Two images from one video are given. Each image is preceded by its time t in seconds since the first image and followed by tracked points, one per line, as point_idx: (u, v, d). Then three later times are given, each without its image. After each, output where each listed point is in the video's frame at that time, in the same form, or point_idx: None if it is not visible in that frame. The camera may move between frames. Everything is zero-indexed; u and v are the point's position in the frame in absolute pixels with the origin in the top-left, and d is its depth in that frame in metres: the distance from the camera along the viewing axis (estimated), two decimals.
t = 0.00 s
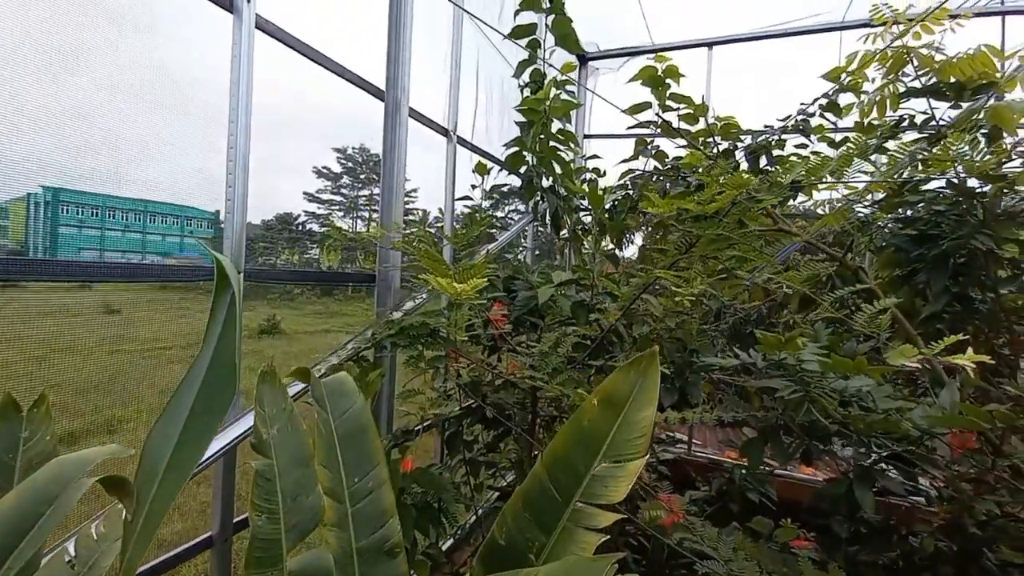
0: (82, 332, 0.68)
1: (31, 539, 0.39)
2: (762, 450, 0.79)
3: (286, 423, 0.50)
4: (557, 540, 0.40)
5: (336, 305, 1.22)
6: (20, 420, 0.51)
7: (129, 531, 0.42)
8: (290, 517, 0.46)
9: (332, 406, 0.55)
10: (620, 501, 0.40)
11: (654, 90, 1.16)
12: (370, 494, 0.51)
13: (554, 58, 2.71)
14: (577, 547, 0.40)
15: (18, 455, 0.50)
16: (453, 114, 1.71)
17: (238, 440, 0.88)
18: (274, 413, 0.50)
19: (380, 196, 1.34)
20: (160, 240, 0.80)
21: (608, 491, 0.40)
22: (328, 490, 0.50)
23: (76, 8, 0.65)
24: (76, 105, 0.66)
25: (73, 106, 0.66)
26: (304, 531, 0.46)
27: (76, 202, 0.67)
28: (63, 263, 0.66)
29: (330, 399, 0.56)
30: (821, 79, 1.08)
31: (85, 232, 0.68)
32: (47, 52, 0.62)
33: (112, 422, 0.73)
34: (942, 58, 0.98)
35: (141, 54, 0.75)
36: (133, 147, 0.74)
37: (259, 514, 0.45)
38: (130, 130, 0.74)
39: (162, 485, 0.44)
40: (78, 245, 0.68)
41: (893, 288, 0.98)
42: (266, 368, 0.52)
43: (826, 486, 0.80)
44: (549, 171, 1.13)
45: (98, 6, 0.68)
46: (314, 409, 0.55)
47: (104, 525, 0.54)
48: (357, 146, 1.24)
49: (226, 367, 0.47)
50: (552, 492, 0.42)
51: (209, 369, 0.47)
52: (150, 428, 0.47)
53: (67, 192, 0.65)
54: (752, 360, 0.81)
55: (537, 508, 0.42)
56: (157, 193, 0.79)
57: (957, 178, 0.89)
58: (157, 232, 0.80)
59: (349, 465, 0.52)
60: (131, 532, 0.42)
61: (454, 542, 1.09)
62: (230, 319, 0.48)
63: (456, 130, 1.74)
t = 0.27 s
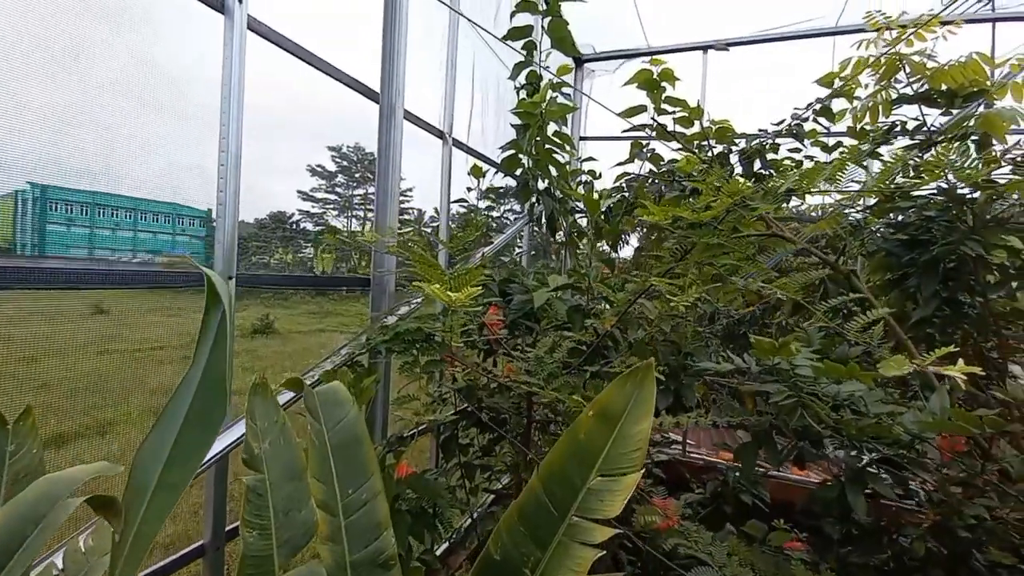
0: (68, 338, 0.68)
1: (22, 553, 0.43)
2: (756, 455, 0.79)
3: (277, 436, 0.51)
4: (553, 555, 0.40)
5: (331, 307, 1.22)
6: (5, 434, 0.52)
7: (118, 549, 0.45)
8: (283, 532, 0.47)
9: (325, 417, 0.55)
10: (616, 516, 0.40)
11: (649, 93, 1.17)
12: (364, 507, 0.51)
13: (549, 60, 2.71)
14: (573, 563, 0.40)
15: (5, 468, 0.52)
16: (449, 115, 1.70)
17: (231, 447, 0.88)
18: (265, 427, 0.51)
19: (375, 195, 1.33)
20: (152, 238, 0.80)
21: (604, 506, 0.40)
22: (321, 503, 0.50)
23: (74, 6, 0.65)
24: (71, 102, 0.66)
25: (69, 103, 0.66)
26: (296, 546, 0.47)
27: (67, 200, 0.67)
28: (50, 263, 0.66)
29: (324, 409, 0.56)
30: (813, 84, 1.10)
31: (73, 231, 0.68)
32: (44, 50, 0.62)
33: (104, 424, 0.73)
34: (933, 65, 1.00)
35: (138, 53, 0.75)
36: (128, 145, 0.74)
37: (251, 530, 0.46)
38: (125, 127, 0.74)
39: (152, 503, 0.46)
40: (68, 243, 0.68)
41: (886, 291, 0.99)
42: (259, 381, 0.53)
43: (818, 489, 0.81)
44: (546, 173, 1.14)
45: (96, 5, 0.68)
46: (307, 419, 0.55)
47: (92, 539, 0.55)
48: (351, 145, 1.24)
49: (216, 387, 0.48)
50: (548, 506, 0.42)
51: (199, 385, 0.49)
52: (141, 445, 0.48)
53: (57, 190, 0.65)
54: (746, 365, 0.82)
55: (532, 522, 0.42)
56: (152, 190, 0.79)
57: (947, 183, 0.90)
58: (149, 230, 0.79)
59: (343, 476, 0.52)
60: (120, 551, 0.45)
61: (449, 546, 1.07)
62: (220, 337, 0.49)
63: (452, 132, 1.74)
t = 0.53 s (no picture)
0: (63, 340, 0.68)
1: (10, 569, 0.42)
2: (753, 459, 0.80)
3: (272, 446, 0.50)
4: (550, 566, 0.41)
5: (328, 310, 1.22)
6: None
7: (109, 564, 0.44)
8: (276, 544, 0.47)
9: (321, 424, 0.55)
10: (613, 527, 0.40)
11: (647, 95, 1.17)
12: (360, 514, 0.51)
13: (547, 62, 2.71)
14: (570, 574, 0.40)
15: None
16: (446, 116, 1.70)
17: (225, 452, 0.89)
18: (260, 437, 0.50)
19: (371, 194, 1.33)
20: (146, 235, 0.80)
21: (602, 517, 0.41)
22: (315, 513, 0.50)
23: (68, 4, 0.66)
24: (65, 98, 0.66)
25: (64, 100, 0.66)
26: (290, 558, 0.47)
27: (59, 197, 0.67)
28: (43, 259, 0.66)
29: (319, 416, 0.55)
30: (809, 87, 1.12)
31: (66, 228, 0.68)
32: (38, 46, 0.63)
33: (97, 423, 0.73)
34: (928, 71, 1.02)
35: (133, 52, 0.75)
36: (123, 144, 0.75)
37: (244, 542, 0.46)
38: (120, 125, 0.74)
39: (146, 516, 0.45)
40: (62, 241, 0.69)
41: (881, 294, 1.01)
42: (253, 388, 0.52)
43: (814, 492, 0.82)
44: (543, 175, 1.15)
45: None
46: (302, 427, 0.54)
47: (83, 548, 0.55)
48: (349, 143, 1.25)
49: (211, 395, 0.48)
50: (544, 517, 0.42)
51: (195, 395, 0.49)
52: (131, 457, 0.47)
53: (49, 186, 0.65)
54: (743, 369, 0.82)
55: (529, 534, 0.42)
56: (147, 186, 0.79)
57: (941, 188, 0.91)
58: (143, 227, 0.80)
59: (338, 484, 0.52)
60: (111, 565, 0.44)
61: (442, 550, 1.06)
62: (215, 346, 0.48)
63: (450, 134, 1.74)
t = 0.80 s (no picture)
0: (56, 345, 0.68)
1: None
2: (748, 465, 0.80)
3: (268, 458, 0.52)
4: None
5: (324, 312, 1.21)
6: None
7: None
8: (272, 556, 0.48)
9: (317, 433, 0.55)
10: (609, 542, 0.41)
11: (644, 97, 1.17)
12: (356, 525, 0.51)
13: (544, 63, 2.70)
14: None
15: None
16: (443, 117, 1.69)
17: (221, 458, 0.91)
18: (256, 449, 0.51)
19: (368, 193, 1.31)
20: (142, 234, 0.80)
21: (598, 531, 0.41)
22: (312, 523, 0.51)
23: (62, 9, 0.66)
24: (61, 103, 0.67)
25: (59, 104, 0.67)
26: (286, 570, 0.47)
27: (55, 195, 0.67)
28: (40, 256, 0.67)
29: (315, 425, 0.55)
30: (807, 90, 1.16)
31: (63, 227, 0.69)
32: (31, 51, 0.63)
33: (93, 421, 0.73)
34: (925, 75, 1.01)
35: (129, 56, 0.75)
36: (118, 148, 0.75)
37: (240, 555, 0.47)
38: (115, 129, 0.74)
39: (142, 531, 0.47)
40: (57, 238, 0.69)
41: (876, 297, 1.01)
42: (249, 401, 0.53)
43: (809, 496, 0.82)
44: (540, 178, 1.15)
45: None
46: (298, 436, 0.55)
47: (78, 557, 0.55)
48: (344, 142, 1.24)
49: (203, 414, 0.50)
50: (540, 531, 0.43)
51: (188, 413, 0.51)
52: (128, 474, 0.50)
53: (45, 184, 0.66)
54: (738, 374, 0.83)
55: (526, 547, 0.43)
56: (141, 186, 0.79)
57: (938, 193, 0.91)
58: (140, 225, 0.80)
59: (334, 494, 0.52)
60: None
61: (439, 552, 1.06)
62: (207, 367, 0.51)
63: (446, 136, 1.73)
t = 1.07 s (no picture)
0: (47, 349, 0.68)
1: None
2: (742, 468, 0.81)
3: (261, 468, 0.51)
4: None
5: (320, 314, 1.21)
6: None
7: None
8: (265, 568, 0.47)
9: (311, 442, 0.56)
10: (604, 554, 0.41)
11: (641, 98, 1.17)
12: (350, 534, 0.51)
13: (541, 63, 2.69)
14: None
15: None
16: (439, 118, 1.69)
17: (216, 463, 0.92)
18: (249, 460, 0.51)
19: (365, 189, 1.32)
20: (138, 232, 0.80)
21: (592, 544, 0.41)
22: (305, 535, 0.51)
23: (55, 12, 0.65)
24: (54, 98, 0.66)
25: (49, 108, 0.66)
26: None
27: (50, 192, 0.67)
28: (35, 253, 0.67)
29: (309, 434, 0.56)
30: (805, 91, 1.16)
31: (57, 223, 0.69)
32: (23, 54, 0.62)
33: (88, 418, 0.73)
34: (924, 78, 1.01)
35: (122, 58, 0.74)
36: (110, 151, 0.74)
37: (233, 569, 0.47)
38: (108, 132, 0.74)
39: (133, 549, 0.45)
40: (52, 236, 0.69)
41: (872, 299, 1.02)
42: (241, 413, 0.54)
43: (804, 498, 0.83)
44: (537, 179, 1.15)
45: None
46: (292, 445, 0.56)
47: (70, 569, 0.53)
48: (341, 139, 1.24)
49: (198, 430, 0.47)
50: (535, 542, 0.42)
51: (180, 426, 0.48)
52: (118, 487, 0.47)
53: (40, 181, 0.66)
54: (734, 378, 0.83)
55: (519, 560, 0.43)
56: (134, 182, 0.79)
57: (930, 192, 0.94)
58: (136, 223, 0.79)
59: (328, 504, 0.52)
60: None
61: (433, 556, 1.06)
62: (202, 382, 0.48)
63: (442, 137, 1.72)
